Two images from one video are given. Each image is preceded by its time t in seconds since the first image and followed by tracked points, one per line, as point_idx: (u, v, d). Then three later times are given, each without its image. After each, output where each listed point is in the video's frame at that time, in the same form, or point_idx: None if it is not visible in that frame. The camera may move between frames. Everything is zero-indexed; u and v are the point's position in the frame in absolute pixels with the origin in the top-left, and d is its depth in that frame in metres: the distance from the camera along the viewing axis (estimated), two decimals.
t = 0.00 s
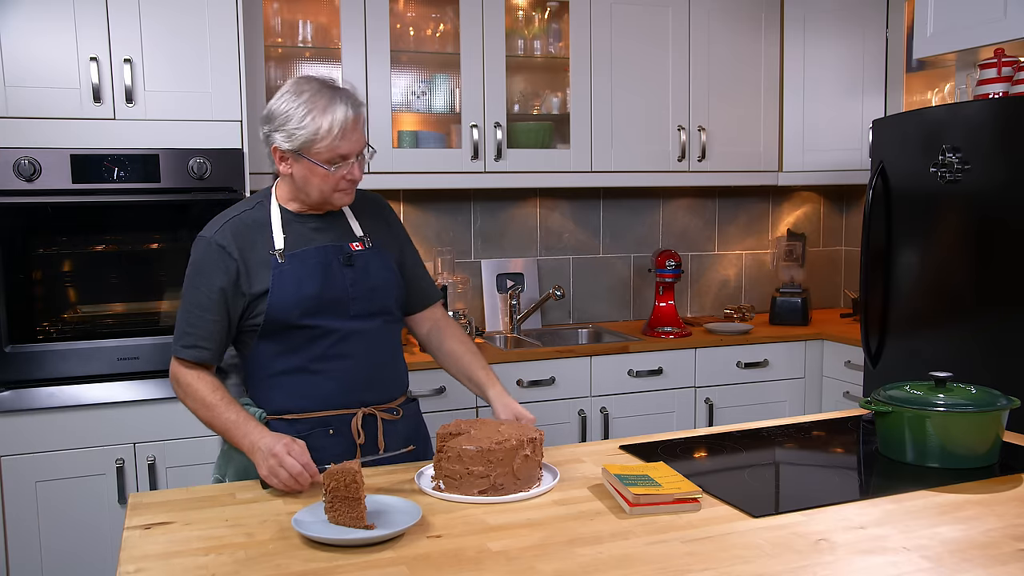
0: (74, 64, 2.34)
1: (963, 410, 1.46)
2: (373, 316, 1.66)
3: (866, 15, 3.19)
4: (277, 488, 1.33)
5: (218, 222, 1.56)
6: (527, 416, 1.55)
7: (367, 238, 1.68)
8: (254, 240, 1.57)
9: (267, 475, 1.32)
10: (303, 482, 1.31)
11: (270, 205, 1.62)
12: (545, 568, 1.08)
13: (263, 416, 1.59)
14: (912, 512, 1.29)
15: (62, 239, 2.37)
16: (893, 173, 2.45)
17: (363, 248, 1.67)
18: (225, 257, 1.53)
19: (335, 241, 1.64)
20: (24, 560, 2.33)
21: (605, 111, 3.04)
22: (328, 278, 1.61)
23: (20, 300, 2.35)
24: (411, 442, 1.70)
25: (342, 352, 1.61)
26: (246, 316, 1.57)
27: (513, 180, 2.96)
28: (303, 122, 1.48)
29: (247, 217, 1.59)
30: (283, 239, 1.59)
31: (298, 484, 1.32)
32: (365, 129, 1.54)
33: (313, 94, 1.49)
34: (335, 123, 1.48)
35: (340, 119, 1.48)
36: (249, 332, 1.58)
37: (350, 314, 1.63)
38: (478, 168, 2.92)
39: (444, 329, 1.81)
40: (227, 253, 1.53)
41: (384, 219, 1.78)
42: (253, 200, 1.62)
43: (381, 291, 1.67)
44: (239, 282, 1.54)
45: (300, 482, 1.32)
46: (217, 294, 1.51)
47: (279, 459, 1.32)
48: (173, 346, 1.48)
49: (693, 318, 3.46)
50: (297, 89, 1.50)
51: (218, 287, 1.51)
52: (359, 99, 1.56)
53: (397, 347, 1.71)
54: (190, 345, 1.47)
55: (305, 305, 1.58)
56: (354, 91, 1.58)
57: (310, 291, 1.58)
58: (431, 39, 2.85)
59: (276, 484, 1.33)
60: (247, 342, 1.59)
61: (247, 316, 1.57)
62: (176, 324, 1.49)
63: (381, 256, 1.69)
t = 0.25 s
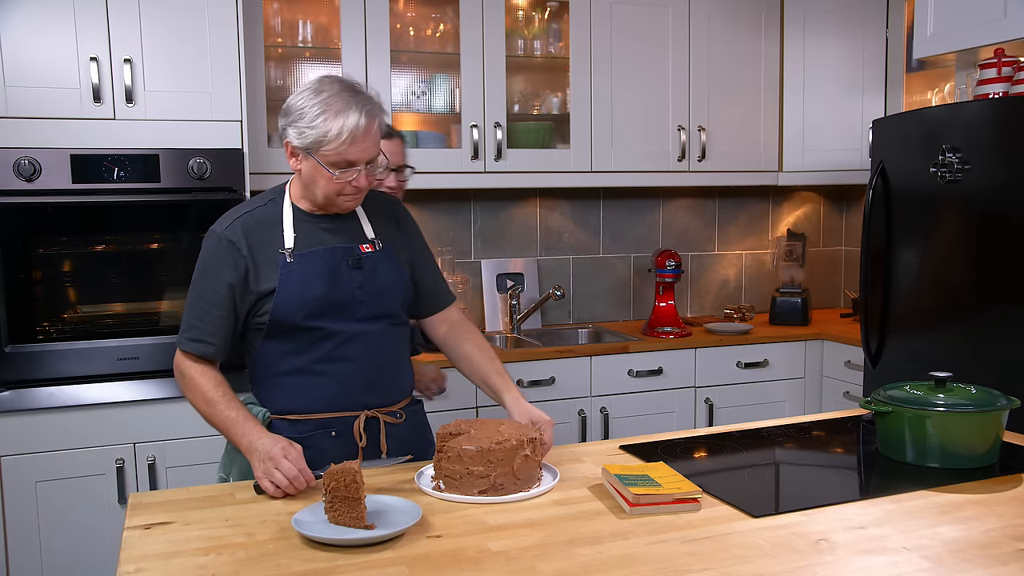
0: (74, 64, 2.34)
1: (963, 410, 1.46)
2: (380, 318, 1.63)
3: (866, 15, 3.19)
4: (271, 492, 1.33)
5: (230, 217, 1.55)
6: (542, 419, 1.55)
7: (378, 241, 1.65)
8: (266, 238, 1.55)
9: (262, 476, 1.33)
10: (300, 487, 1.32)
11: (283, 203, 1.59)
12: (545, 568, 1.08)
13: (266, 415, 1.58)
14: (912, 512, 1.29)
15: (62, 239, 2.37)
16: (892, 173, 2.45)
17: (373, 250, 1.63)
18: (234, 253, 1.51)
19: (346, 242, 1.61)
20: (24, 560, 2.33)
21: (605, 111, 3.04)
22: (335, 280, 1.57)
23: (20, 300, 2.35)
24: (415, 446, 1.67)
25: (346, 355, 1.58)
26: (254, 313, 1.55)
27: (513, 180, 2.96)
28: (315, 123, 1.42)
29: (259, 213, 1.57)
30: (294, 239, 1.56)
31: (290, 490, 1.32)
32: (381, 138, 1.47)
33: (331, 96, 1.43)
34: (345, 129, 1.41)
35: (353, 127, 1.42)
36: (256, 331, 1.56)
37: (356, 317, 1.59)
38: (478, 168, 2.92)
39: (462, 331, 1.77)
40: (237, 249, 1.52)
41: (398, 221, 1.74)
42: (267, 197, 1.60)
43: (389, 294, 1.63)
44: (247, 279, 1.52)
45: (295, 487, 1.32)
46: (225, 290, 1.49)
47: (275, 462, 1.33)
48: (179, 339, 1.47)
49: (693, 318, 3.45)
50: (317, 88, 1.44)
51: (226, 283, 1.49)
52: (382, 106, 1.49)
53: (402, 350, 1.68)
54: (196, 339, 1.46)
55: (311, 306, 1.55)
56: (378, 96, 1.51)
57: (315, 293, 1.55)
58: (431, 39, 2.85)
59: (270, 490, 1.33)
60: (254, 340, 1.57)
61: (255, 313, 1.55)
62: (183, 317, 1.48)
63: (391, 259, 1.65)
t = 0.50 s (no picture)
0: (74, 64, 2.34)
1: (963, 410, 1.46)
2: (383, 321, 1.62)
3: (866, 16, 3.19)
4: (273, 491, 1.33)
5: (239, 214, 1.54)
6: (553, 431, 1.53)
7: (386, 244, 1.64)
8: (273, 236, 1.55)
9: (265, 475, 1.33)
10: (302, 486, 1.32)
11: (292, 201, 1.59)
12: (545, 568, 1.08)
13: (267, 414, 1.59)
14: (912, 512, 1.29)
15: (62, 239, 2.37)
16: (893, 173, 2.45)
17: (381, 254, 1.63)
18: (242, 250, 1.51)
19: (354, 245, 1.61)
20: (24, 560, 2.33)
21: (605, 111, 3.04)
22: (340, 283, 1.56)
23: (19, 300, 2.35)
24: (415, 448, 1.68)
25: (347, 358, 1.57)
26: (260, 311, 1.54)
27: (513, 180, 2.96)
28: (325, 125, 1.41)
29: (268, 210, 1.56)
30: (301, 240, 1.56)
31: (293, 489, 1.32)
32: (391, 144, 1.46)
33: (343, 98, 1.42)
34: (354, 133, 1.40)
35: (362, 131, 1.41)
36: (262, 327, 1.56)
37: (359, 320, 1.59)
38: (478, 168, 2.92)
39: (475, 332, 1.75)
40: (245, 246, 1.51)
41: (409, 223, 1.73)
42: (276, 194, 1.60)
43: (394, 298, 1.63)
44: (254, 276, 1.52)
45: (298, 486, 1.32)
46: (232, 287, 1.49)
47: (280, 460, 1.33)
48: (186, 334, 1.47)
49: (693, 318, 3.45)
50: (331, 89, 1.44)
51: (233, 280, 1.49)
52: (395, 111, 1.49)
53: (406, 353, 1.67)
54: (203, 335, 1.46)
55: (313, 309, 1.54)
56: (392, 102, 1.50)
57: (319, 295, 1.54)
58: (431, 39, 2.85)
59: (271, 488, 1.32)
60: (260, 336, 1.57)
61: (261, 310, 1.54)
62: (190, 313, 1.48)
63: (398, 262, 1.64)
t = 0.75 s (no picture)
0: (74, 64, 2.34)
1: (963, 410, 1.46)
2: (384, 323, 1.62)
3: (866, 16, 3.19)
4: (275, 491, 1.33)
5: (243, 214, 1.54)
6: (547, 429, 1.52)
7: (388, 245, 1.64)
8: (277, 236, 1.55)
9: (267, 475, 1.33)
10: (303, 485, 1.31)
11: (296, 201, 1.59)
12: (545, 568, 1.08)
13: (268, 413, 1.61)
14: (912, 512, 1.29)
15: (62, 240, 2.37)
16: (892, 173, 2.45)
17: (383, 255, 1.63)
18: (246, 250, 1.51)
19: (357, 246, 1.61)
20: (24, 560, 2.33)
21: (605, 111, 3.04)
22: (341, 285, 1.56)
23: (19, 300, 2.35)
24: (413, 450, 1.67)
25: (347, 360, 1.57)
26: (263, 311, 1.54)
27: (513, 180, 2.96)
28: (330, 129, 1.41)
29: (272, 211, 1.56)
30: (304, 241, 1.56)
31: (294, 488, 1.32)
32: (395, 149, 1.46)
33: (350, 103, 1.41)
34: (359, 138, 1.40)
35: (366, 137, 1.40)
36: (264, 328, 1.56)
37: (359, 322, 1.59)
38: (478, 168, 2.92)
39: (480, 333, 1.75)
40: (249, 246, 1.51)
41: (415, 225, 1.73)
42: (280, 195, 1.60)
43: (396, 301, 1.62)
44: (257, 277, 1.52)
45: (299, 485, 1.32)
46: (236, 287, 1.49)
47: (281, 460, 1.32)
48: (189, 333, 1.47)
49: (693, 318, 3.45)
50: (338, 93, 1.43)
51: (237, 280, 1.49)
52: (402, 116, 1.48)
53: (407, 355, 1.67)
54: (207, 335, 1.46)
55: (314, 310, 1.54)
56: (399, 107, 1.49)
57: (320, 297, 1.54)
58: (431, 39, 2.85)
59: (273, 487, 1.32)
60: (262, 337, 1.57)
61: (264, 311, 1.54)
62: (193, 313, 1.47)
63: (400, 264, 1.64)
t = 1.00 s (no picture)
0: (74, 64, 2.34)
1: (963, 410, 1.46)
2: (382, 324, 1.62)
3: (866, 15, 3.19)
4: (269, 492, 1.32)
5: (238, 217, 1.54)
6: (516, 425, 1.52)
7: (384, 245, 1.64)
8: (273, 239, 1.55)
9: (260, 477, 1.32)
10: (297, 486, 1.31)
11: (292, 203, 1.59)
12: (545, 568, 1.08)
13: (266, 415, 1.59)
14: (912, 512, 1.29)
15: (62, 239, 2.37)
16: (893, 173, 2.45)
17: (380, 255, 1.62)
18: (241, 253, 1.51)
19: (353, 246, 1.61)
20: (24, 560, 2.33)
21: (605, 111, 3.04)
22: (339, 285, 1.56)
23: (19, 299, 2.35)
24: (413, 450, 1.68)
25: (346, 360, 1.57)
26: (259, 314, 1.54)
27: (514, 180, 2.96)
28: (322, 131, 1.41)
29: (267, 213, 1.56)
30: (301, 242, 1.56)
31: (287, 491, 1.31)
32: (389, 150, 1.45)
33: (341, 104, 1.41)
34: (350, 140, 1.40)
35: (358, 138, 1.40)
36: (261, 330, 1.56)
37: (358, 322, 1.58)
38: (478, 168, 2.92)
39: (461, 332, 1.76)
40: (245, 250, 1.51)
41: (409, 223, 1.73)
42: (275, 196, 1.59)
43: (393, 300, 1.62)
44: (253, 280, 1.52)
45: (292, 487, 1.31)
46: (232, 291, 1.49)
47: (274, 461, 1.32)
48: (185, 337, 1.47)
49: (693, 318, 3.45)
50: (330, 94, 1.43)
51: (233, 283, 1.49)
52: (395, 117, 1.47)
53: (404, 354, 1.67)
54: (202, 339, 1.46)
55: (312, 311, 1.54)
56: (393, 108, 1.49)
57: (318, 298, 1.54)
58: (431, 39, 2.85)
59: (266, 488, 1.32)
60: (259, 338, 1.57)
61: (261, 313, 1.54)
62: (189, 316, 1.48)
63: (397, 264, 1.64)
